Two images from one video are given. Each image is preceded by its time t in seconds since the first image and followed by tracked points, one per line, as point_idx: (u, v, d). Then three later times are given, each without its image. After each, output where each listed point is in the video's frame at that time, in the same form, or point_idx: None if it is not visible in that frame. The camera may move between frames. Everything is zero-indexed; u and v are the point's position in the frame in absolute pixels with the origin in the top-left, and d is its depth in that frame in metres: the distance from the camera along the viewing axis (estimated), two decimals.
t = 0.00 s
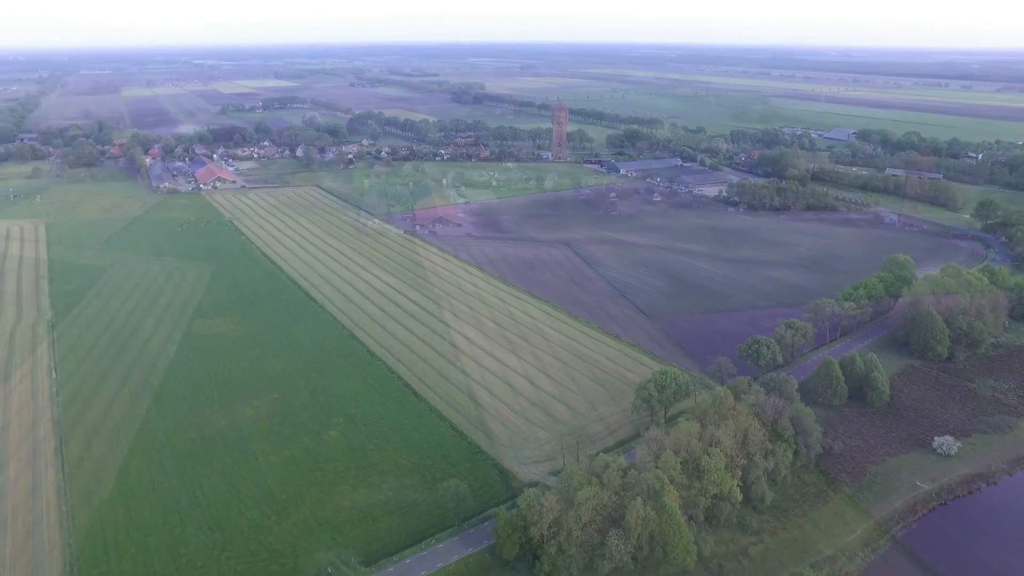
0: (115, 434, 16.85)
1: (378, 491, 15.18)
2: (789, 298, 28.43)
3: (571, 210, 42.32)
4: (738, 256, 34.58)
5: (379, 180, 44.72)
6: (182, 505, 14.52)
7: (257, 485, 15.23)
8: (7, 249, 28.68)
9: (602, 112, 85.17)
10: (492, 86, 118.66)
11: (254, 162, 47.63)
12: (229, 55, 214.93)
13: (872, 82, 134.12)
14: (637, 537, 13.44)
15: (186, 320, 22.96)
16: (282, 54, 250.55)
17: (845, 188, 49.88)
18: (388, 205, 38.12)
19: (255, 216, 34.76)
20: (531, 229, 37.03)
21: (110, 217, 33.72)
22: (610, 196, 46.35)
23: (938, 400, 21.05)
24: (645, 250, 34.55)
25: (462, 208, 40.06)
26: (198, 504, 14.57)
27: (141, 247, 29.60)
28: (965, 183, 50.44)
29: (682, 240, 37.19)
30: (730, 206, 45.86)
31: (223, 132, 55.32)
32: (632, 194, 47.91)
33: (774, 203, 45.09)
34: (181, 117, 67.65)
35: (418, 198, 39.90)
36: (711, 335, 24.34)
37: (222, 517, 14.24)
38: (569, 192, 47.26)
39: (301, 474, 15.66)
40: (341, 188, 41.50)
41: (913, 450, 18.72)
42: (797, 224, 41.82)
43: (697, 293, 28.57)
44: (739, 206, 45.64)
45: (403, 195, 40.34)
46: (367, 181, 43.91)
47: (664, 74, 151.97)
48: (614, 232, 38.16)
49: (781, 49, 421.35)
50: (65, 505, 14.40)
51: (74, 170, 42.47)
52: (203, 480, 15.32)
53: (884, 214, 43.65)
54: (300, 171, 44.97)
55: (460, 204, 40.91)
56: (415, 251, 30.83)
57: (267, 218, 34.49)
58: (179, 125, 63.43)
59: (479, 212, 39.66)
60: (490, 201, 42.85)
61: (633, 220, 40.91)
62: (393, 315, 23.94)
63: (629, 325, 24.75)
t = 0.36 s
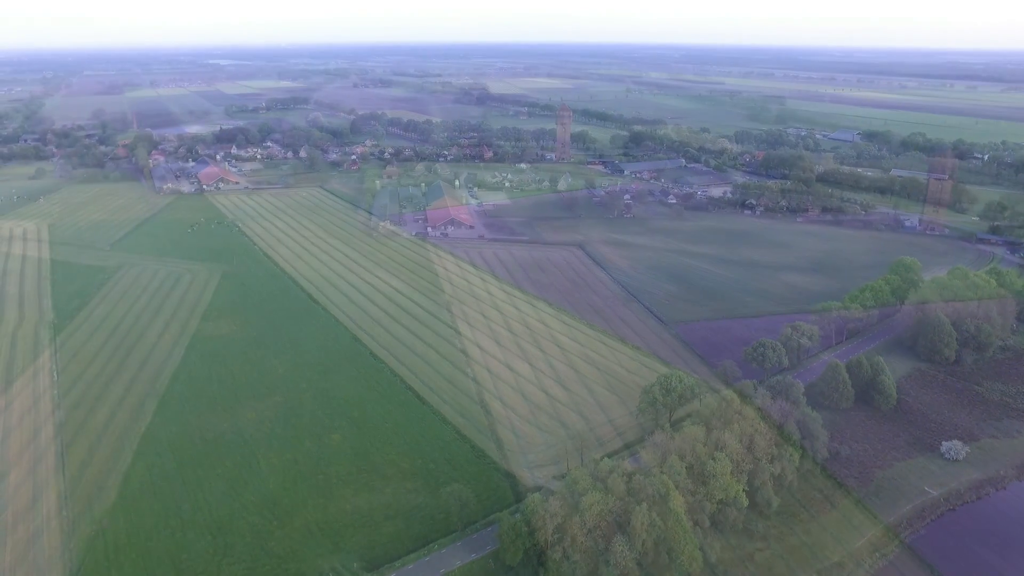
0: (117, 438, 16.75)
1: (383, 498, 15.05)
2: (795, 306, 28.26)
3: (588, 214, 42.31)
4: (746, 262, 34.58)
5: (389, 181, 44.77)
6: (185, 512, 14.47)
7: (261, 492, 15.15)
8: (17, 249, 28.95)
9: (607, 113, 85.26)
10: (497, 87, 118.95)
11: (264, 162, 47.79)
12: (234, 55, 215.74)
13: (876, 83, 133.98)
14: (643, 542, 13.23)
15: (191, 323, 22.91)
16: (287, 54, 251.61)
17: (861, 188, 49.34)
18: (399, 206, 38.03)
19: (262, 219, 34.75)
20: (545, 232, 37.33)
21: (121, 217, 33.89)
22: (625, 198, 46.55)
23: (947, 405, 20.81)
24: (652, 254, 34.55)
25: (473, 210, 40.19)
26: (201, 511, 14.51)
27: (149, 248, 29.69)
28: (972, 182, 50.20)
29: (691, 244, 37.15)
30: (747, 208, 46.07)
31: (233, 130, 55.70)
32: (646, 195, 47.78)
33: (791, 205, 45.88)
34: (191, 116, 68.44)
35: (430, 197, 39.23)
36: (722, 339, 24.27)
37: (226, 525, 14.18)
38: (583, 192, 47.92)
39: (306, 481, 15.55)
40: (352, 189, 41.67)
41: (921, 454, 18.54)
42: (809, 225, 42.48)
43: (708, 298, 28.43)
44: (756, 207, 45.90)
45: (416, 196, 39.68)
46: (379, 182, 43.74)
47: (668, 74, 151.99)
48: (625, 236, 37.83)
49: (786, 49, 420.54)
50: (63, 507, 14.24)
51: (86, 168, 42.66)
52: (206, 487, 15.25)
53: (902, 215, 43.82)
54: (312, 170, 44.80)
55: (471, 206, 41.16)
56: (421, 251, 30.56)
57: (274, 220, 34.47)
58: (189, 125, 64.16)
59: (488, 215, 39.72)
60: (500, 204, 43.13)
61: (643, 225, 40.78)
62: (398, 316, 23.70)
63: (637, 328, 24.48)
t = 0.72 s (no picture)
0: (121, 444, 16.60)
1: (390, 510, 14.83)
2: (802, 315, 29.40)
3: (605, 216, 43.52)
4: (758, 273, 35.19)
5: (403, 181, 45.32)
6: (188, 523, 14.32)
7: (266, 503, 14.94)
8: (31, 250, 28.38)
9: (617, 114, 85.19)
10: (505, 87, 119.24)
11: (276, 160, 47.76)
12: (245, 55, 217.04)
13: (887, 83, 133.20)
14: (647, 547, 13.21)
15: (198, 326, 22.53)
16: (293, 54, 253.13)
17: (882, 192, 48.76)
18: (411, 207, 37.91)
19: (272, 217, 34.22)
20: (562, 234, 38.53)
21: (134, 217, 33.17)
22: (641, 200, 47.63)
23: (956, 409, 20.50)
24: (666, 265, 35.45)
25: (487, 213, 41.28)
26: (204, 523, 14.35)
27: (161, 251, 29.10)
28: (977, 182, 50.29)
29: (701, 257, 37.48)
30: (764, 212, 46.98)
31: (246, 130, 56.37)
32: (663, 198, 48.83)
33: (809, 210, 46.87)
34: (205, 116, 69.55)
35: (444, 199, 39.11)
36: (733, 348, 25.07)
37: (228, 536, 14.03)
38: (598, 194, 48.36)
39: (312, 492, 15.33)
40: (364, 189, 41.91)
41: (925, 458, 18.32)
42: (825, 229, 43.89)
43: (721, 310, 29.70)
44: (774, 211, 46.89)
45: (429, 198, 39.67)
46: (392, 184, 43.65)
47: (677, 75, 151.61)
48: (639, 244, 38.70)
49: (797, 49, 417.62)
50: (67, 517, 14.22)
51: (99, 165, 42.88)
52: (210, 497, 15.06)
53: (923, 218, 44.09)
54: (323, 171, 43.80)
55: (486, 208, 42.22)
56: (431, 256, 30.33)
57: (285, 220, 33.78)
58: (203, 125, 65.15)
59: (501, 217, 40.60)
60: (512, 204, 43.98)
61: (655, 233, 41.29)
62: (408, 322, 23.37)
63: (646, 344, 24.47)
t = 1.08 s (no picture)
0: (131, 446, 14.58)
1: (406, 518, 13.70)
2: (827, 322, 28.72)
3: (622, 219, 43.06)
4: (779, 278, 34.42)
5: (418, 184, 45.47)
6: (196, 531, 12.52)
7: (278, 504, 13.44)
8: (39, 250, 26.61)
9: (633, 114, 84.13)
10: (520, 87, 118.49)
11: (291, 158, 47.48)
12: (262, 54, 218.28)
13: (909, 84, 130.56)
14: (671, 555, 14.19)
15: (214, 322, 20.70)
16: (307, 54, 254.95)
17: (905, 196, 47.71)
18: (427, 208, 37.81)
19: (286, 221, 33.42)
20: (579, 236, 38.16)
21: (146, 220, 31.71)
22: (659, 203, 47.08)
23: (997, 427, 19.56)
24: (684, 269, 34.86)
25: (503, 216, 41.11)
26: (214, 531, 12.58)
27: (177, 251, 27.36)
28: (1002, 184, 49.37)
29: (721, 261, 36.72)
30: (784, 216, 46.09)
31: (262, 129, 56.46)
32: (681, 200, 48.43)
33: (830, 214, 45.86)
34: (221, 114, 69.82)
35: (459, 200, 38.94)
36: (756, 359, 24.67)
37: (239, 547, 12.33)
38: (615, 197, 47.97)
39: (327, 492, 13.95)
40: (379, 191, 41.78)
41: (960, 470, 17.80)
42: (848, 233, 42.84)
43: (741, 317, 29.14)
44: (795, 215, 46.02)
45: (443, 199, 39.54)
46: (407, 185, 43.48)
47: (693, 76, 149.76)
48: (656, 248, 38.10)
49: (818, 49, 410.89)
50: (68, 530, 12.23)
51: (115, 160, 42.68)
52: (220, 500, 13.30)
53: (949, 223, 43.49)
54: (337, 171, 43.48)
55: (502, 211, 42.02)
56: (446, 259, 29.91)
57: (301, 225, 32.91)
58: (220, 125, 65.38)
59: (517, 219, 40.31)
60: (528, 206, 43.69)
61: (673, 237, 40.61)
62: (424, 322, 22.50)
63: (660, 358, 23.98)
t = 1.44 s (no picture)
0: (138, 453, 14.40)
1: (417, 531, 13.24)
2: (853, 331, 28.00)
3: (639, 222, 42.44)
4: (800, 284, 33.54)
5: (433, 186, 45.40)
6: (202, 543, 12.20)
7: (286, 515, 13.06)
8: (55, 250, 26.83)
9: (652, 115, 82.95)
10: (535, 88, 117.83)
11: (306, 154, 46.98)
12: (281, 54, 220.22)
13: (937, 86, 127.20)
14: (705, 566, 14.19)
15: (225, 326, 20.53)
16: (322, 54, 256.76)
17: (929, 200, 46.29)
18: (442, 210, 37.54)
19: (301, 222, 33.30)
20: (596, 239, 37.61)
21: (160, 220, 31.76)
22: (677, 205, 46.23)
23: None
24: (702, 274, 34.15)
25: (520, 218, 40.71)
26: (221, 542, 12.24)
27: (190, 252, 27.35)
28: None
29: (742, 266, 35.93)
30: (805, 220, 45.08)
31: (279, 129, 56.61)
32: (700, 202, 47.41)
33: (852, 218, 44.68)
34: (238, 113, 70.27)
35: (475, 201, 38.63)
36: (780, 373, 24.11)
37: (246, 560, 11.96)
38: (632, 199, 47.34)
39: (336, 503, 13.55)
40: (394, 192, 41.60)
41: (999, 494, 18.02)
42: (872, 239, 41.78)
43: (761, 323, 28.41)
44: (816, 219, 44.98)
45: (458, 200, 39.25)
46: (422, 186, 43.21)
47: (712, 76, 147.70)
48: (674, 251, 37.41)
49: (842, 50, 403.30)
50: (72, 540, 12.05)
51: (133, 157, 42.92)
52: (227, 511, 12.97)
53: (976, 229, 42.71)
54: (354, 170, 42.63)
55: (518, 213, 41.61)
56: (461, 262, 29.57)
57: (315, 226, 32.79)
58: (238, 125, 65.82)
59: (532, 222, 39.85)
60: (544, 208, 43.21)
61: (691, 240, 39.84)
62: (438, 328, 22.10)
63: (679, 367, 23.34)
